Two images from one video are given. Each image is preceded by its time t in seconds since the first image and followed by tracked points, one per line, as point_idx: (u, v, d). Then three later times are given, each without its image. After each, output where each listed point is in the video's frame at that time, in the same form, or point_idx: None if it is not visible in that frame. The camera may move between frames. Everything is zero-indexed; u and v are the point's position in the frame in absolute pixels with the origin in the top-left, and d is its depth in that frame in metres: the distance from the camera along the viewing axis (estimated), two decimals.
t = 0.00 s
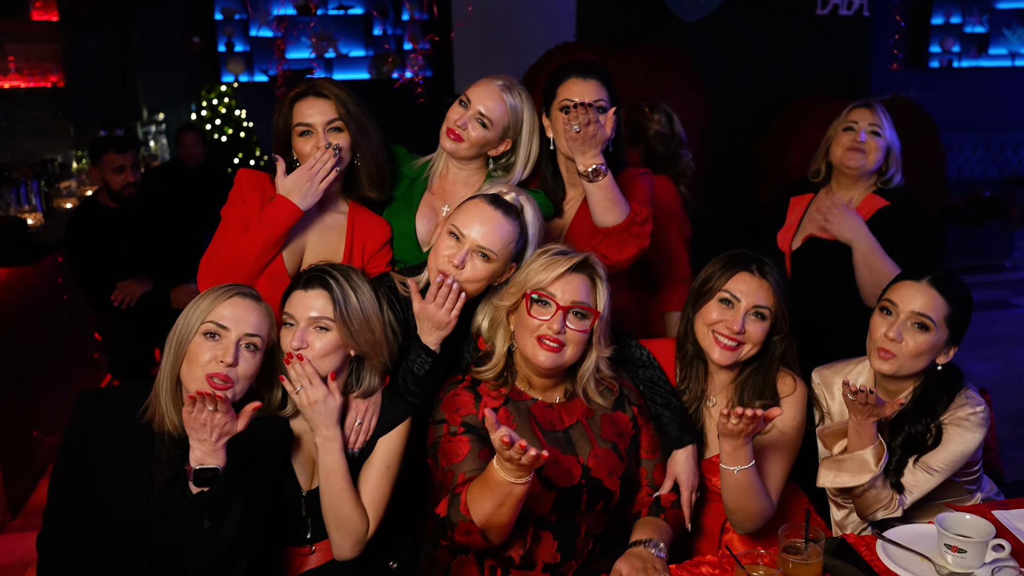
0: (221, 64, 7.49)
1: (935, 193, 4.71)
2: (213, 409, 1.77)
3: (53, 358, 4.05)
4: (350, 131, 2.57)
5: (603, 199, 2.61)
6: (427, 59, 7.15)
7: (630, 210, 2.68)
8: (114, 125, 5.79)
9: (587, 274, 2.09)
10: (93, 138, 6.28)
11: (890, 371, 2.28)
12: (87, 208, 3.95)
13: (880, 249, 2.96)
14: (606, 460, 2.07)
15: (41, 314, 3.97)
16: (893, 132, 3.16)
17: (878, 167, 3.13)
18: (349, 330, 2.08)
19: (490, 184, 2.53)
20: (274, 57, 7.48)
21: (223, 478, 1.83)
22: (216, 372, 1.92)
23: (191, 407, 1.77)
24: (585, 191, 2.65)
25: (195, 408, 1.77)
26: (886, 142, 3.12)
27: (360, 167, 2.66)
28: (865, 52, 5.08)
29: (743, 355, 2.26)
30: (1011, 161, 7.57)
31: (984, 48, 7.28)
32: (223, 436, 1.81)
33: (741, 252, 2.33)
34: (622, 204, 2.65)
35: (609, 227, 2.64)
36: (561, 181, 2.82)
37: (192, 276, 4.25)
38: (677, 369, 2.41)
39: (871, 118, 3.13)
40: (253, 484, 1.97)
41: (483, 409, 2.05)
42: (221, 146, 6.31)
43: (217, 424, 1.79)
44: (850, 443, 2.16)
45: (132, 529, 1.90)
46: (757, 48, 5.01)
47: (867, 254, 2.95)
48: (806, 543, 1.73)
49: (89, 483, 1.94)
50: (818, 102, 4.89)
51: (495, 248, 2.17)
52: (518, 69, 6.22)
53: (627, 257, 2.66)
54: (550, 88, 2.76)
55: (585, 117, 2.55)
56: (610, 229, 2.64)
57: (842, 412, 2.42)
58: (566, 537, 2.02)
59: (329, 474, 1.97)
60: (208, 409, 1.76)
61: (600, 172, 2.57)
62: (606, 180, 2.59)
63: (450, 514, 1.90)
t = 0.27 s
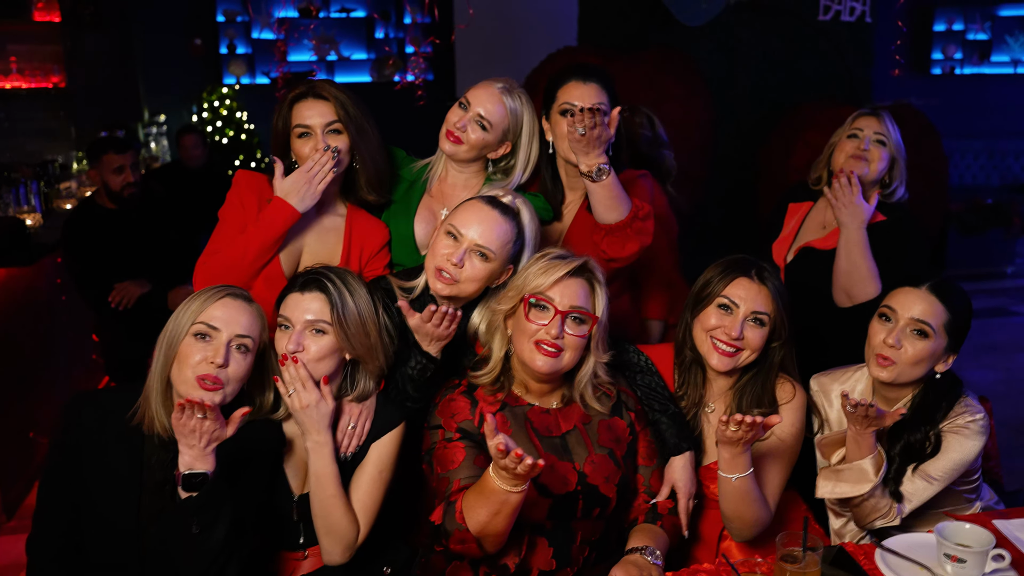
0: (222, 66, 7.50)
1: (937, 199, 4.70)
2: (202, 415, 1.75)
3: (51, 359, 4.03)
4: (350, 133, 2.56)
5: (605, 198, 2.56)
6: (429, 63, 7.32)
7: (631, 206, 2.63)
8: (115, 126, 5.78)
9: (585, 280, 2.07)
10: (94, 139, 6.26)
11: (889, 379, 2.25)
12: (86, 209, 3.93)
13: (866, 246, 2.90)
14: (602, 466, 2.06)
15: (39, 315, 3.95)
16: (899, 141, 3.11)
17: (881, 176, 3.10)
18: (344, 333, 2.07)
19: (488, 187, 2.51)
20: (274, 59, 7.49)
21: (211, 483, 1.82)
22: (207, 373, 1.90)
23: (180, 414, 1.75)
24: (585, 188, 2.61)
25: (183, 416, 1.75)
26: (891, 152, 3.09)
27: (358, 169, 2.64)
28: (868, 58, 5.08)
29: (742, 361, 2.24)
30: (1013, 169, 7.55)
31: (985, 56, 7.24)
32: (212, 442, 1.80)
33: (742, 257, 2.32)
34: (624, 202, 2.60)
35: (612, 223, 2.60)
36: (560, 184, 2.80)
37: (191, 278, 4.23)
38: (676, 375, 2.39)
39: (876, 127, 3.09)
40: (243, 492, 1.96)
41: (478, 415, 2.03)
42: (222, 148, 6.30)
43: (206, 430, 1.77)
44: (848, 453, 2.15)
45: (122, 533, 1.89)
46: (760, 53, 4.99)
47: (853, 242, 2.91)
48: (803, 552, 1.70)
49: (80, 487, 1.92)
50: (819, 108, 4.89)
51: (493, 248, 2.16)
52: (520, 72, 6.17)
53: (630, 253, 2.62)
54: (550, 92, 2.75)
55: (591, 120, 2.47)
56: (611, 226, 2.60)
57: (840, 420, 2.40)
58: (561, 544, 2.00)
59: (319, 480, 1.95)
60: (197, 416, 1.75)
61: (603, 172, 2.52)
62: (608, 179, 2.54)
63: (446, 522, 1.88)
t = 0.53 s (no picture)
0: (221, 69, 7.45)
1: (936, 204, 4.68)
2: (186, 428, 1.73)
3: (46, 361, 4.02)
4: (346, 134, 2.54)
5: (605, 200, 2.50)
6: (428, 67, 7.33)
7: (631, 203, 2.56)
8: (113, 128, 5.78)
9: (581, 283, 2.05)
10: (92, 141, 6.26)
11: (885, 384, 2.24)
12: (83, 211, 3.92)
13: (856, 252, 2.82)
14: (597, 471, 2.04)
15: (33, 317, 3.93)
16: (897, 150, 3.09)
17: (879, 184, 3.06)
18: (337, 336, 2.05)
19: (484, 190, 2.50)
20: (273, 61, 7.38)
21: (197, 492, 1.80)
22: (196, 374, 1.89)
23: (164, 426, 1.73)
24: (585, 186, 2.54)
25: (167, 427, 1.73)
26: (890, 160, 3.06)
27: (354, 171, 2.62)
28: (868, 63, 5.07)
29: (738, 367, 2.22)
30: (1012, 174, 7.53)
31: (985, 61, 7.21)
32: (197, 453, 1.79)
33: (739, 261, 2.31)
34: (624, 202, 2.53)
35: (611, 222, 2.54)
36: (557, 188, 2.77)
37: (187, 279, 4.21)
38: (672, 380, 2.37)
39: (875, 134, 3.07)
40: (228, 501, 1.96)
41: (472, 421, 2.01)
42: (221, 150, 6.29)
43: (190, 442, 1.76)
44: (843, 460, 2.13)
45: (111, 537, 1.88)
46: (760, 57, 4.99)
47: (844, 245, 2.82)
48: (797, 558, 1.73)
49: (67, 491, 1.90)
50: (819, 112, 4.88)
51: (488, 250, 2.15)
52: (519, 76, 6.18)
53: (631, 250, 2.56)
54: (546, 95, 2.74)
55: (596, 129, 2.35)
56: (610, 225, 2.54)
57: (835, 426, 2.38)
58: (554, 551, 1.99)
59: (310, 485, 1.94)
60: (181, 429, 1.73)
61: (604, 176, 2.45)
62: (609, 182, 2.47)
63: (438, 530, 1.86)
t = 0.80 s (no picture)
0: (220, 69, 7.33)
1: (935, 205, 4.66)
2: (172, 438, 1.69)
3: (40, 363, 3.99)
4: (339, 133, 2.53)
5: (605, 202, 2.47)
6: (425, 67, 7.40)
7: (630, 201, 2.53)
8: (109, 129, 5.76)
9: (577, 284, 2.04)
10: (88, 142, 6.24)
11: (882, 384, 2.22)
12: (79, 212, 3.90)
13: (850, 255, 2.78)
14: (592, 473, 2.02)
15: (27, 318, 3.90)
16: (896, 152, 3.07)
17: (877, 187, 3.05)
18: (331, 338, 2.04)
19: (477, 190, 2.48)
20: (269, 61, 7.30)
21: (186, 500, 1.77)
22: (186, 376, 1.87)
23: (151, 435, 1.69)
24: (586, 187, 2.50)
25: (154, 437, 1.69)
26: (888, 162, 3.05)
27: (347, 171, 2.61)
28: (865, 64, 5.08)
29: (735, 367, 2.21)
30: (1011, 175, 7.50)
31: (984, 62, 7.22)
32: (186, 461, 1.74)
33: (735, 261, 2.29)
34: (624, 201, 2.50)
35: (609, 221, 2.51)
36: (553, 188, 2.73)
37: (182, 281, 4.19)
38: (668, 381, 2.34)
39: (874, 135, 3.06)
40: (218, 507, 1.92)
41: (465, 423, 1.99)
42: (218, 151, 6.27)
43: (178, 451, 1.71)
44: (839, 463, 2.11)
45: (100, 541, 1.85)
46: (760, 57, 4.97)
47: (837, 248, 2.78)
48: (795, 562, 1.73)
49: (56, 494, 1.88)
50: (819, 113, 4.88)
51: (482, 250, 2.13)
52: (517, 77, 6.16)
53: (631, 245, 2.54)
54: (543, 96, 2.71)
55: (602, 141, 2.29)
56: (609, 223, 2.51)
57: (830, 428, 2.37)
58: (548, 554, 1.97)
59: (306, 488, 1.92)
60: (168, 438, 1.68)
61: (606, 180, 2.41)
62: (612, 186, 2.44)
63: (432, 534, 1.85)
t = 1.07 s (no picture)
0: (215, 69, 7.37)
1: (932, 205, 4.66)
2: (158, 447, 1.67)
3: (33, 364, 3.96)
4: (331, 129, 2.51)
5: (605, 208, 2.43)
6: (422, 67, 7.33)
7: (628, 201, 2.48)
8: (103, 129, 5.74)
9: (569, 283, 2.02)
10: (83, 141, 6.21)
11: (877, 384, 2.20)
12: (73, 213, 3.88)
13: (846, 261, 2.74)
14: (585, 474, 2.00)
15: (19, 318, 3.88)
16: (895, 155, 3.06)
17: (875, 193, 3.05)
18: (324, 338, 2.02)
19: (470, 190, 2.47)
20: (264, 61, 7.30)
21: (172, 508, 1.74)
22: (175, 376, 1.86)
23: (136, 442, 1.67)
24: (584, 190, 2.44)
25: (139, 445, 1.67)
26: (887, 167, 3.04)
27: (339, 168, 2.59)
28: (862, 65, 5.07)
29: (729, 366, 2.19)
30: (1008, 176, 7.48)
31: (980, 63, 7.23)
32: (172, 469, 1.72)
33: (730, 261, 2.28)
34: (622, 205, 2.45)
35: (607, 224, 2.47)
36: (547, 186, 2.71)
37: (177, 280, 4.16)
38: (662, 381, 2.33)
39: (875, 139, 3.03)
40: (208, 510, 1.92)
41: (457, 423, 1.97)
42: (214, 151, 6.25)
43: (164, 459, 1.69)
44: (835, 466, 2.10)
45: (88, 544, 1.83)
46: (757, 57, 4.95)
47: (833, 253, 2.74)
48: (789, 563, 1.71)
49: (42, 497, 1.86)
50: (815, 114, 4.87)
51: (475, 247, 2.12)
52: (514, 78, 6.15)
53: (629, 245, 2.49)
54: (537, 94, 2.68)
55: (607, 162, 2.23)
56: (607, 226, 2.47)
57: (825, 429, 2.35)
58: (542, 556, 1.95)
59: (304, 492, 1.89)
60: (153, 447, 1.66)
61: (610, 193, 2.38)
62: (613, 195, 2.40)
63: (425, 537, 1.82)
